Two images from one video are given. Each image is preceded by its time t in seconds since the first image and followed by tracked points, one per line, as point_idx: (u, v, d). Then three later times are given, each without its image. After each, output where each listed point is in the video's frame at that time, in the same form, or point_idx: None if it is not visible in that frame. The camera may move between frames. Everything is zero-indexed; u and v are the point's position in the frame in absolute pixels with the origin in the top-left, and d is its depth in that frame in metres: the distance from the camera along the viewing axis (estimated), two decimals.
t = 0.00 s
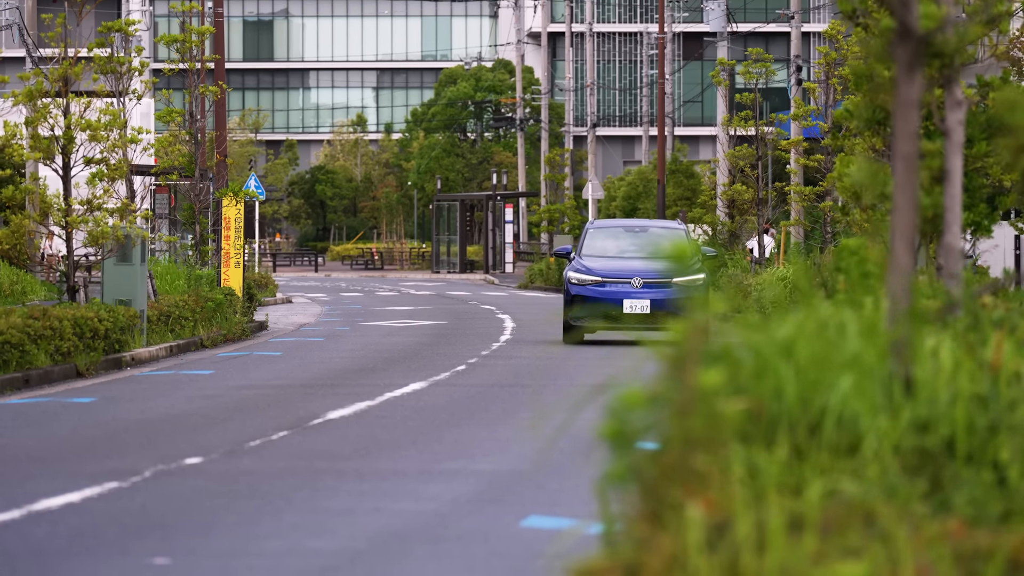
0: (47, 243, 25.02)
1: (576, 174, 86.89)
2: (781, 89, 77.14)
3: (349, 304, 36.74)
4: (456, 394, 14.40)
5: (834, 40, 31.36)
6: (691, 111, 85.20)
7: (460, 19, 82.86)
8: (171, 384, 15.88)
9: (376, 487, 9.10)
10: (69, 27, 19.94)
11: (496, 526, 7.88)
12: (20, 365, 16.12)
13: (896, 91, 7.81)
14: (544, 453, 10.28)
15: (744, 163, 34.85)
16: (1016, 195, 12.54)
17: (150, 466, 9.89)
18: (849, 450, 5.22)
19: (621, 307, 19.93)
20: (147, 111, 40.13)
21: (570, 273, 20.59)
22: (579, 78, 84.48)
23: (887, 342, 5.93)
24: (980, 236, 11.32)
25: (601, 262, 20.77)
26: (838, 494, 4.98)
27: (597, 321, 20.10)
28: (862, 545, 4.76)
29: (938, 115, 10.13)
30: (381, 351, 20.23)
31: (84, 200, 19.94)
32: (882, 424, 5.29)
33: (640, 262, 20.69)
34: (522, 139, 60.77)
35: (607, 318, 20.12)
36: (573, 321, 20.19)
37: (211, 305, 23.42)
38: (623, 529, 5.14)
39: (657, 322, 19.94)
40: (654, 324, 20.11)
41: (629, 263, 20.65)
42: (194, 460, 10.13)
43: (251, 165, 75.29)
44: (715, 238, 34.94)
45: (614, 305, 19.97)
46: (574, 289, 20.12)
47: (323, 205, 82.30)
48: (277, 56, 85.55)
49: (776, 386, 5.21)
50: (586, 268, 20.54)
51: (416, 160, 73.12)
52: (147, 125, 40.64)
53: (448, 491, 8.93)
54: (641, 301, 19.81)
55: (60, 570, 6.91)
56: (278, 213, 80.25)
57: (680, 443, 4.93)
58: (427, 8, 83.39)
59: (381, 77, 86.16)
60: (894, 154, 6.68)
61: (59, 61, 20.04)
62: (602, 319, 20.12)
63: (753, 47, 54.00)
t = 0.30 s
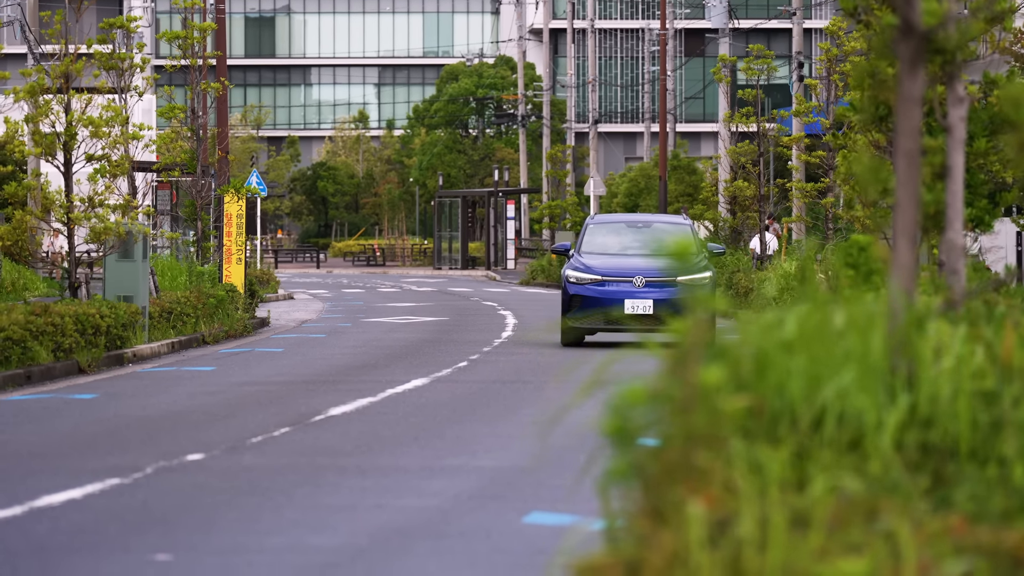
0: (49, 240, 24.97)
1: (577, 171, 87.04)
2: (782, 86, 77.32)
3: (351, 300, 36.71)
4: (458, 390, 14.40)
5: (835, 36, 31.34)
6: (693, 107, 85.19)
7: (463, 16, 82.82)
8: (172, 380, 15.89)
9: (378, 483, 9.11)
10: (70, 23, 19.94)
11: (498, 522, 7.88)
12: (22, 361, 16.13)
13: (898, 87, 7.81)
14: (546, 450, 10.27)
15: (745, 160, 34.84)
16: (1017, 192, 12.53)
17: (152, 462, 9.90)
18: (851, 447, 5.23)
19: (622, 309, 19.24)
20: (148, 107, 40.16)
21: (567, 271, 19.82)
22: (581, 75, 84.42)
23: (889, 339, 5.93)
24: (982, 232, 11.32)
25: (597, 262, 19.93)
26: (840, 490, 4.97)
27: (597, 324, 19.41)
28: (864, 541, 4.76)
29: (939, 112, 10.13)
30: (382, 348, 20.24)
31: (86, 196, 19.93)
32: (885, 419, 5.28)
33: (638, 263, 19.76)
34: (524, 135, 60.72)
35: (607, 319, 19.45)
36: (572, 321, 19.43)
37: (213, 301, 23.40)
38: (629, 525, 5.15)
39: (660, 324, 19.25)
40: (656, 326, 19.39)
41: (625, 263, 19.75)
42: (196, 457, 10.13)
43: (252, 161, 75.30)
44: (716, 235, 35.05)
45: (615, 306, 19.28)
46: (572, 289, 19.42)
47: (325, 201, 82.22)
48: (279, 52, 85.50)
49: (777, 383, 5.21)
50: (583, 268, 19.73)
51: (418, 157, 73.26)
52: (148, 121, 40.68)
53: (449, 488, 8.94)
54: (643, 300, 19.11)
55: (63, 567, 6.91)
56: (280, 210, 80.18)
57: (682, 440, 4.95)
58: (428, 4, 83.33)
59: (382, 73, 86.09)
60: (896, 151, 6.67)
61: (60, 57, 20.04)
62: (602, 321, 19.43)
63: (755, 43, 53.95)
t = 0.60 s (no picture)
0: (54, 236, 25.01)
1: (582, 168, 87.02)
2: (786, 82, 77.33)
3: (356, 297, 36.77)
4: (462, 387, 14.38)
5: (840, 32, 31.29)
6: (697, 104, 85.31)
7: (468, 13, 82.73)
8: (177, 377, 15.89)
9: (382, 480, 9.10)
10: (75, 20, 19.96)
11: (501, 519, 7.88)
12: (26, 358, 16.14)
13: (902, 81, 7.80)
14: (550, 449, 10.25)
15: (749, 156, 34.81)
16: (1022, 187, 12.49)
17: (156, 459, 9.90)
18: (856, 443, 5.21)
19: (624, 310, 18.05)
20: (153, 103, 40.22)
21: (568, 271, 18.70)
22: (586, 71, 84.55)
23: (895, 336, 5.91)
24: (987, 229, 11.32)
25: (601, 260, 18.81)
26: (845, 486, 4.97)
27: (597, 326, 18.22)
28: (866, 537, 4.77)
29: (944, 109, 10.12)
30: (387, 344, 20.26)
31: (90, 193, 19.93)
32: (887, 417, 5.28)
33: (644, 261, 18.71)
34: (528, 132, 60.73)
35: (608, 321, 18.25)
36: (570, 324, 18.27)
37: (217, 298, 23.43)
38: (631, 521, 5.15)
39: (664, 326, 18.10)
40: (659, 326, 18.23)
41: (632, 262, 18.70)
42: (200, 453, 10.13)
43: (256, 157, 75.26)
44: (720, 231, 35.01)
45: (617, 308, 18.08)
46: (571, 289, 18.22)
47: (329, 198, 82.36)
48: (283, 48, 85.49)
49: (780, 379, 5.21)
50: (583, 266, 18.65)
51: (423, 153, 73.32)
52: (153, 118, 40.74)
53: (454, 484, 8.94)
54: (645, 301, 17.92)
55: (67, 563, 6.91)
56: (284, 207, 80.27)
57: (683, 436, 4.95)
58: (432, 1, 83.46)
59: (386, 70, 86.24)
60: (901, 147, 6.64)
61: (65, 54, 20.05)
62: (603, 323, 18.23)
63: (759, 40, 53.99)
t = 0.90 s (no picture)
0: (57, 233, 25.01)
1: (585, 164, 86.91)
2: (789, 78, 77.29)
3: (359, 294, 36.74)
4: (464, 384, 14.38)
5: (843, 29, 31.23)
6: (701, 101, 85.28)
7: (472, 10, 82.55)
8: (180, 374, 15.90)
9: (385, 477, 9.11)
10: (77, 17, 19.95)
11: (504, 515, 7.89)
12: (30, 355, 16.16)
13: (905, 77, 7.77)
14: (554, 446, 10.23)
15: (752, 153, 34.77)
16: None
17: (159, 456, 9.91)
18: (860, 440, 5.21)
19: (621, 313, 17.06)
20: (156, 102, 40.21)
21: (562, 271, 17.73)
22: (589, 68, 84.50)
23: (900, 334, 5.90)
24: (990, 226, 11.31)
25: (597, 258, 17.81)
26: (849, 483, 4.97)
27: (592, 329, 17.27)
28: (872, 534, 4.76)
29: (946, 106, 10.10)
30: (390, 341, 20.26)
31: (94, 189, 19.92)
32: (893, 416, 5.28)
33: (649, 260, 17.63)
34: (531, 129, 60.65)
35: (604, 324, 17.28)
36: (564, 327, 17.26)
37: (219, 295, 23.45)
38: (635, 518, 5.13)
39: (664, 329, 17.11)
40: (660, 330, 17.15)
41: (632, 260, 17.66)
42: (204, 450, 10.14)
43: (259, 155, 75.17)
44: (724, 228, 34.96)
45: (614, 311, 17.09)
46: (565, 291, 17.23)
47: (332, 195, 82.33)
48: (286, 45, 85.32)
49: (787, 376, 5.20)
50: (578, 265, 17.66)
51: (425, 150, 73.30)
52: (156, 116, 40.77)
53: (457, 481, 8.94)
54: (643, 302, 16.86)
55: (70, 561, 6.90)
56: (287, 204, 80.23)
57: (689, 433, 4.94)
58: None
59: (389, 67, 86.19)
60: (904, 144, 6.61)
61: (67, 51, 20.03)
62: (598, 326, 17.27)
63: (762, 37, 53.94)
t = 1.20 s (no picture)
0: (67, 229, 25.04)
1: (594, 161, 86.89)
2: (798, 76, 77.28)
3: (368, 290, 36.71)
4: (473, 380, 14.36)
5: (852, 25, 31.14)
6: (710, 97, 85.18)
7: (480, 6, 82.50)
8: (189, 370, 15.91)
9: (394, 473, 9.10)
10: (87, 13, 19.95)
11: (513, 512, 7.88)
12: (39, 351, 16.17)
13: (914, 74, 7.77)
14: (563, 444, 10.20)
15: (762, 150, 34.70)
16: None
17: (169, 452, 9.92)
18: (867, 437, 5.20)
19: (620, 316, 15.77)
20: (165, 98, 40.22)
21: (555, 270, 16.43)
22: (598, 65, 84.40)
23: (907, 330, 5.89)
24: (1000, 222, 11.29)
25: (593, 257, 16.50)
26: (858, 480, 4.97)
27: (590, 334, 15.97)
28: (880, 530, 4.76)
29: (956, 102, 10.07)
30: (400, 338, 20.25)
31: (103, 185, 19.91)
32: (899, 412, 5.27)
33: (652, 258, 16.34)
34: (540, 126, 60.55)
35: (602, 327, 15.98)
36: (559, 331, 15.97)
37: (229, 291, 23.46)
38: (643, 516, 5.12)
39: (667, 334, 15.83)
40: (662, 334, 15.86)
41: (632, 258, 16.37)
42: (213, 446, 10.14)
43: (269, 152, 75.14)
44: (733, 224, 34.93)
45: (613, 314, 15.79)
46: (560, 291, 15.91)
47: (342, 191, 82.29)
48: (296, 42, 85.40)
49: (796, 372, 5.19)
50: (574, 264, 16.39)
51: (435, 147, 73.34)
52: (166, 112, 40.78)
53: (465, 478, 8.93)
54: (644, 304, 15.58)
55: (80, 556, 6.90)
56: (297, 200, 80.18)
57: (697, 429, 4.93)
58: None
59: (399, 63, 86.16)
60: (913, 140, 6.60)
61: (77, 47, 20.03)
62: (596, 329, 15.99)
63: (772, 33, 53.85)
